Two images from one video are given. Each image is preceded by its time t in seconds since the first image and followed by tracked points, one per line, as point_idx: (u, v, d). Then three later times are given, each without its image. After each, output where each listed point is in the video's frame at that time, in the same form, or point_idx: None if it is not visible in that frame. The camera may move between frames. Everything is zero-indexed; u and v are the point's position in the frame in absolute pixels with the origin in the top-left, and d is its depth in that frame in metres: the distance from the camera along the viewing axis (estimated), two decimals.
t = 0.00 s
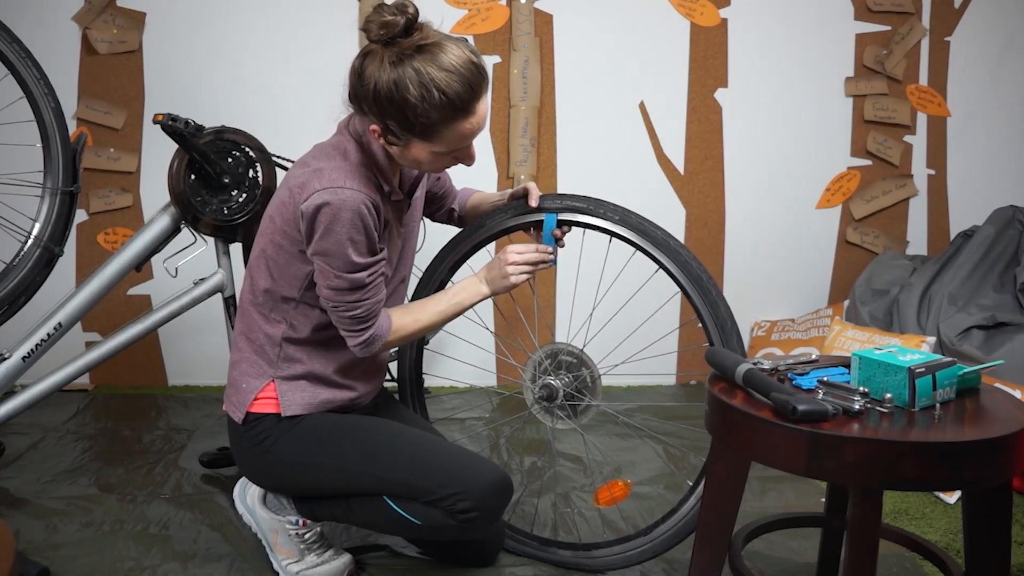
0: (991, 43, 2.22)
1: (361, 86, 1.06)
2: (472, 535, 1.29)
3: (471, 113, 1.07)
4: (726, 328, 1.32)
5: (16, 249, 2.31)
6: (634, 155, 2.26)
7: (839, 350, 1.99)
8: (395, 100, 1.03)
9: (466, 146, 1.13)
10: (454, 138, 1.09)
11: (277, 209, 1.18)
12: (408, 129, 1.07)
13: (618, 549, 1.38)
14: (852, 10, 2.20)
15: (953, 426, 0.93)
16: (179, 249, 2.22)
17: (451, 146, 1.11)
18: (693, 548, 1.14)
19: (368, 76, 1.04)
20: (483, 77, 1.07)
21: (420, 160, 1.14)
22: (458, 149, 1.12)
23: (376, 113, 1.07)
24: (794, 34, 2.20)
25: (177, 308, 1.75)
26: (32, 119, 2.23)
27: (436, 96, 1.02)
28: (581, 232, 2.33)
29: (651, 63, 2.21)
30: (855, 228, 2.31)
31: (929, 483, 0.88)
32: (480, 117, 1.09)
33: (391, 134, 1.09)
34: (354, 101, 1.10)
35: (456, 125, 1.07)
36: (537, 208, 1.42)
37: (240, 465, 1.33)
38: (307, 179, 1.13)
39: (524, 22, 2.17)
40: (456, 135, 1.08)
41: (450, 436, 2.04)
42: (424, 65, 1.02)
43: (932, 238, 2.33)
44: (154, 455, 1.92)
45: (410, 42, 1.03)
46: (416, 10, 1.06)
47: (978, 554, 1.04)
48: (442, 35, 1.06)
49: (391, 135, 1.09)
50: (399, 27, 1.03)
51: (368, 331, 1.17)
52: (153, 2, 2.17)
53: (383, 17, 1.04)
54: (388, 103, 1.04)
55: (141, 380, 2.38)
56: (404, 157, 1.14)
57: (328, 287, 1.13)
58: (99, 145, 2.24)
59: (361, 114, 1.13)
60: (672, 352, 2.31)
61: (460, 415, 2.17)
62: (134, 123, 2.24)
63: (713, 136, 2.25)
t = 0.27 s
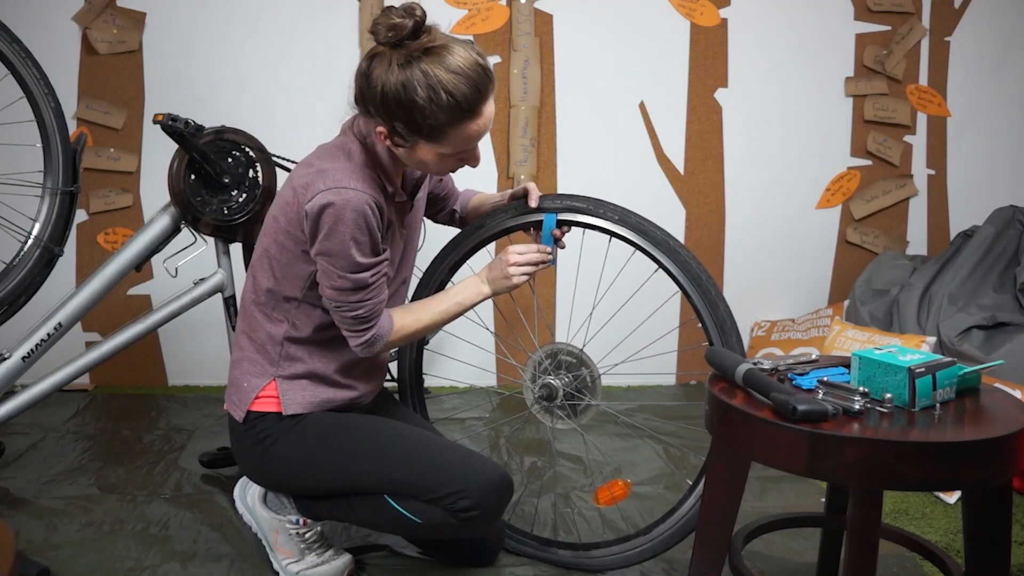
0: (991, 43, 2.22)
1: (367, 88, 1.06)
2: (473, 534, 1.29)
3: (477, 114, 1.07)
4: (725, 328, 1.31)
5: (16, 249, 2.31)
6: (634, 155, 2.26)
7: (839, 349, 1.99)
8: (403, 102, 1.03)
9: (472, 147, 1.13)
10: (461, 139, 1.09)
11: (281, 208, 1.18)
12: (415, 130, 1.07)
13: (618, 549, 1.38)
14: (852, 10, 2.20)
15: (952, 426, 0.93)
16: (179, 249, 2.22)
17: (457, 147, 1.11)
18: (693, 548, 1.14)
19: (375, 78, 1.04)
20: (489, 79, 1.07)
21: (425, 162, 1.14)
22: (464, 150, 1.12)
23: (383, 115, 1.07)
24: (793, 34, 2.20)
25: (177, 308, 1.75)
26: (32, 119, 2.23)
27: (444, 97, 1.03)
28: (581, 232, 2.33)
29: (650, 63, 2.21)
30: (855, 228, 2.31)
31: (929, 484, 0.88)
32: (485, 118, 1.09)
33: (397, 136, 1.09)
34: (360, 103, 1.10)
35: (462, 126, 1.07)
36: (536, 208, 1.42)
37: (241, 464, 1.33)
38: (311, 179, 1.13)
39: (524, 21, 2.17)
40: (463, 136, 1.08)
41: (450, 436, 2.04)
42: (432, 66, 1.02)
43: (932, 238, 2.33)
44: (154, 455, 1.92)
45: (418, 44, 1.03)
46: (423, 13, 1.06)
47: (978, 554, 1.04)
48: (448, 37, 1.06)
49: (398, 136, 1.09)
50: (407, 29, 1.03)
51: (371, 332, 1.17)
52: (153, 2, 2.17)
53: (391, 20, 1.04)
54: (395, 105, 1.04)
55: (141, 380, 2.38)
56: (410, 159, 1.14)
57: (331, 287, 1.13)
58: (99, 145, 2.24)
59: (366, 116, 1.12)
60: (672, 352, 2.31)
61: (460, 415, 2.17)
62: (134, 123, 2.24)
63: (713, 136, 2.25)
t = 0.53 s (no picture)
0: (991, 43, 2.22)
1: (373, 89, 1.06)
2: (473, 533, 1.29)
3: (483, 115, 1.07)
4: (725, 327, 1.31)
5: (16, 249, 2.32)
6: (634, 156, 2.26)
7: (839, 349, 1.99)
8: (409, 103, 1.03)
9: (478, 148, 1.13)
10: (467, 140, 1.09)
11: (286, 208, 1.18)
12: (421, 131, 1.07)
13: (619, 548, 1.38)
14: (852, 10, 2.20)
15: (952, 426, 0.93)
16: (179, 249, 2.22)
17: (463, 149, 1.11)
18: (693, 548, 1.14)
19: (382, 80, 1.04)
20: (496, 81, 1.07)
21: (430, 163, 1.14)
22: (471, 150, 1.12)
23: (390, 117, 1.07)
24: (793, 34, 2.20)
25: (177, 307, 1.75)
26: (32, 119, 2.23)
27: (451, 99, 1.03)
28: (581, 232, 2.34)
29: (650, 63, 2.21)
30: (855, 228, 2.31)
31: (930, 483, 0.88)
32: (492, 119, 1.09)
33: (404, 138, 1.09)
34: (366, 105, 1.10)
35: (469, 128, 1.07)
36: (535, 208, 1.43)
37: (242, 463, 1.33)
38: (316, 179, 1.13)
39: (524, 22, 2.17)
40: (469, 137, 1.08)
41: (450, 436, 2.04)
42: (439, 69, 1.02)
43: (932, 238, 2.33)
44: (154, 455, 1.92)
45: (425, 46, 1.03)
46: (430, 15, 1.06)
47: (978, 553, 1.04)
48: (454, 38, 1.06)
49: (404, 138, 1.09)
50: (414, 31, 1.03)
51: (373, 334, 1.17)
52: (153, 2, 2.17)
53: (397, 21, 1.04)
54: (402, 106, 1.04)
55: (141, 381, 2.38)
56: (415, 160, 1.14)
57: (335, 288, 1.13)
58: (99, 145, 2.24)
59: (372, 118, 1.12)
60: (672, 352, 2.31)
61: (460, 415, 2.17)
62: (134, 123, 2.24)
63: (713, 136, 2.25)
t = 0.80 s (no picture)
0: (991, 43, 2.22)
1: (377, 92, 1.06)
2: (473, 532, 1.29)
3: (487, 117, 1.07)
4: (724, 325, 1.31)
5: (16, 249, 2.31)
6: (634, 156, 2.26)
7: (839, 349, 1.99)
8: (413, 104, 1.03)
9: (482, 148, 1.13)
10: (471, 142, 1.09)
11: (288, 208, 1.17)
12: (425, 133, 1.07)
13: (619, 548, 1.38)
14: (852, 10, 2.20)
15: (952, 426, 0.93)
16: (179, 249, 2.22)
17: (468, 150, 1.11)
18: (693, 548, 1.14)
19: (386, 83, 1.04)
20: (499, 82, 1.07)
21: (434, 164, 1.14)
22: (474, 151, 1.12)
23: (394, 119, 1.07)
24: (794, 34, 2.21)
25: (177, 307, 1.75)
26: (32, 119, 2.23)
27: (456, 101, 1.03)
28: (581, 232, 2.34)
29: (650, 62, 2.21)
30: (855, 228, 2.31)
31: (929, 484, 0.88)
32: (496, 120, 1.09)
33: (408, 140, 1.09)
34: (371, 106, 1.10)
35: (473, 129, 1.07)
36: (535, 208, 1.43)
37: (241, 462, 1.33)
38: (319, 182, 1.13)
39: (524, 22, 2.17)
40: (473, 138, 1.08)
41: (450, 436, 2.05)
42: (443, 71, 1.02)
43: (932, 238, 2.33)
44: (154, 455, 1.92)
45: (429, 48, 1.03)
46: (434, 17, 1.05)
47: (978, 553, 1.04)
48: (458, 40, 1.06)
49: (409, 140, 1.09)
50: (418, 34, 1.03)
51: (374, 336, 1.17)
52: (153, 2, 2.17)
53: (401, 24, 1.03)
54: (406, 108, 1.04)
55: (141, 381, 2.38)
56: (419, 161, 1.14)
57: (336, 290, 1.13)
58: (99, 145, 2.24)
59: (377, 120, 1.12)
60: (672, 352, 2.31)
61: (460, 415, 2.17)
62: (134, 123, 2.24)
63: (713, 136, 2.25)
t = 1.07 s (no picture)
0: (991, 43, 2.22)
1: (370, 78, 1.06)
2: (473, 533, 1.29)
3: (480, 104, 1.07)
4: (726, 327, 1.32)
5: (16, 249, 2.31)
6: (634, 156, 2.26)
7: (839, 349, 1.99)
8: (406, 90, 1.03)
9: (476, 138, 1.12)
10: (464, 129, 1.08)
11: (285, 204, 1.18)
12: (417, 120, 1.07)
13: (619, 549, 1.38)
14: (852, 10, 2.20)
15: (952, 426, 0.93)
16: (179, 249, 2.22)
17: (461, 138, 1.10)
18: (693, 548, 1.13)
19: (379, 69, 1.05)
20: (492, 69, 1.07)
21: (428, 155, 1.13)
22: (468, 141, 1.12)
23: (387, 106, 1.07)
24: (794, 34, 2.20)
25: (177, 308, 1.75)
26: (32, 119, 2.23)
27: (447, 85, 1.02)
28: (581, 232, 2.34)
29: (650, 62, 2.21)
30: (855, 228, 2.31)
31: (929, 483, 0.88)
32: (489, 108, 1.09)
33: (401, 128, 1.09)
34: (364, 96, 1.10)
35: (466, 116, 1.06)
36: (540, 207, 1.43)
37: (241, 462, 1.33)
38: (316, 177, 1.13)
39: (524, 21, 2.17)
40: (466, 127, 1.08)
41: (450, 436, 2.05)
42: (435, 55, 1.03)
43: (932, 238, 2.33)
44: (154, 455, 1.92)
45: (421, 33, 1.04)
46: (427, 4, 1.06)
47: (977, 554, 1.04)
48: (452, 28, 1.07)
49: (401, 128, 1.09)
50: (411, 19, 1.03)
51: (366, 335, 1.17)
52: (152, 2, 2.17)
53: (394, 10, 1.04)
54: (398, 94, 1.04)
55: (141, 381, 2.38)
56: (413, 152, 1.13)
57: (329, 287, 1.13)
58: (99, 145, 2.24)
59: (370, 110, 1.12)
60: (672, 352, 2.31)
61: (460, 415, 2.17)
62: (134, 123, 2.24)
63: (713, 136, 2.25)
